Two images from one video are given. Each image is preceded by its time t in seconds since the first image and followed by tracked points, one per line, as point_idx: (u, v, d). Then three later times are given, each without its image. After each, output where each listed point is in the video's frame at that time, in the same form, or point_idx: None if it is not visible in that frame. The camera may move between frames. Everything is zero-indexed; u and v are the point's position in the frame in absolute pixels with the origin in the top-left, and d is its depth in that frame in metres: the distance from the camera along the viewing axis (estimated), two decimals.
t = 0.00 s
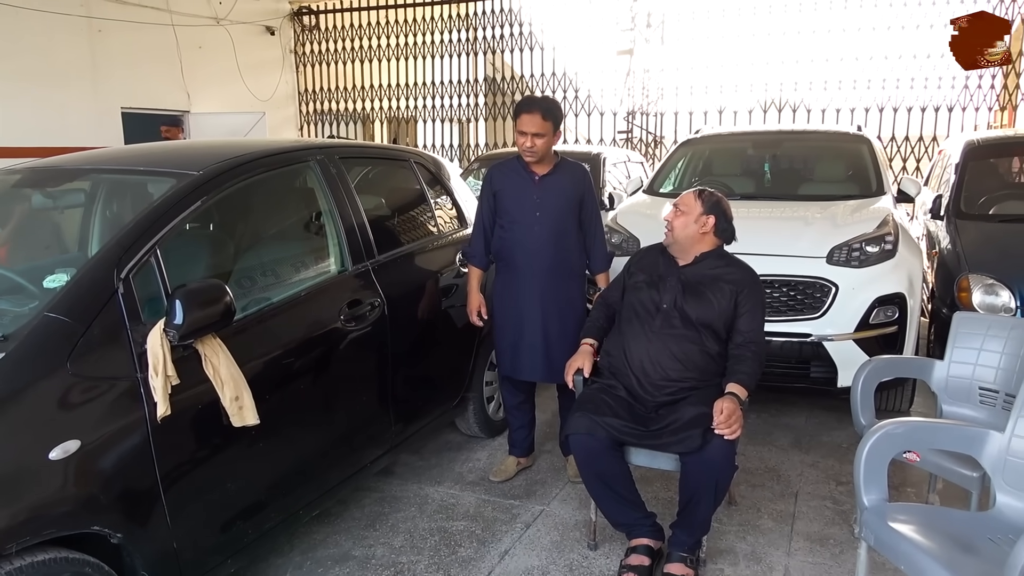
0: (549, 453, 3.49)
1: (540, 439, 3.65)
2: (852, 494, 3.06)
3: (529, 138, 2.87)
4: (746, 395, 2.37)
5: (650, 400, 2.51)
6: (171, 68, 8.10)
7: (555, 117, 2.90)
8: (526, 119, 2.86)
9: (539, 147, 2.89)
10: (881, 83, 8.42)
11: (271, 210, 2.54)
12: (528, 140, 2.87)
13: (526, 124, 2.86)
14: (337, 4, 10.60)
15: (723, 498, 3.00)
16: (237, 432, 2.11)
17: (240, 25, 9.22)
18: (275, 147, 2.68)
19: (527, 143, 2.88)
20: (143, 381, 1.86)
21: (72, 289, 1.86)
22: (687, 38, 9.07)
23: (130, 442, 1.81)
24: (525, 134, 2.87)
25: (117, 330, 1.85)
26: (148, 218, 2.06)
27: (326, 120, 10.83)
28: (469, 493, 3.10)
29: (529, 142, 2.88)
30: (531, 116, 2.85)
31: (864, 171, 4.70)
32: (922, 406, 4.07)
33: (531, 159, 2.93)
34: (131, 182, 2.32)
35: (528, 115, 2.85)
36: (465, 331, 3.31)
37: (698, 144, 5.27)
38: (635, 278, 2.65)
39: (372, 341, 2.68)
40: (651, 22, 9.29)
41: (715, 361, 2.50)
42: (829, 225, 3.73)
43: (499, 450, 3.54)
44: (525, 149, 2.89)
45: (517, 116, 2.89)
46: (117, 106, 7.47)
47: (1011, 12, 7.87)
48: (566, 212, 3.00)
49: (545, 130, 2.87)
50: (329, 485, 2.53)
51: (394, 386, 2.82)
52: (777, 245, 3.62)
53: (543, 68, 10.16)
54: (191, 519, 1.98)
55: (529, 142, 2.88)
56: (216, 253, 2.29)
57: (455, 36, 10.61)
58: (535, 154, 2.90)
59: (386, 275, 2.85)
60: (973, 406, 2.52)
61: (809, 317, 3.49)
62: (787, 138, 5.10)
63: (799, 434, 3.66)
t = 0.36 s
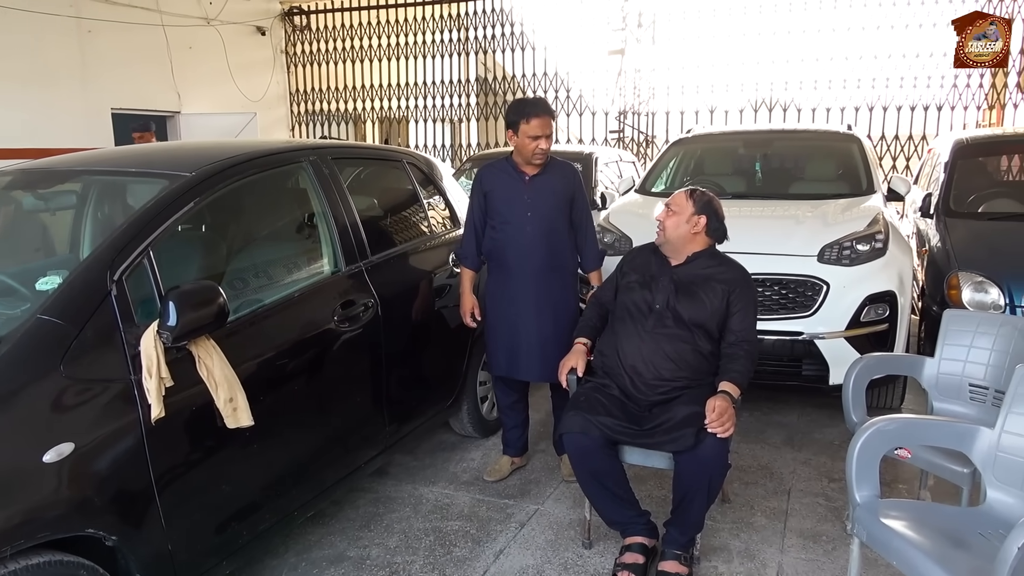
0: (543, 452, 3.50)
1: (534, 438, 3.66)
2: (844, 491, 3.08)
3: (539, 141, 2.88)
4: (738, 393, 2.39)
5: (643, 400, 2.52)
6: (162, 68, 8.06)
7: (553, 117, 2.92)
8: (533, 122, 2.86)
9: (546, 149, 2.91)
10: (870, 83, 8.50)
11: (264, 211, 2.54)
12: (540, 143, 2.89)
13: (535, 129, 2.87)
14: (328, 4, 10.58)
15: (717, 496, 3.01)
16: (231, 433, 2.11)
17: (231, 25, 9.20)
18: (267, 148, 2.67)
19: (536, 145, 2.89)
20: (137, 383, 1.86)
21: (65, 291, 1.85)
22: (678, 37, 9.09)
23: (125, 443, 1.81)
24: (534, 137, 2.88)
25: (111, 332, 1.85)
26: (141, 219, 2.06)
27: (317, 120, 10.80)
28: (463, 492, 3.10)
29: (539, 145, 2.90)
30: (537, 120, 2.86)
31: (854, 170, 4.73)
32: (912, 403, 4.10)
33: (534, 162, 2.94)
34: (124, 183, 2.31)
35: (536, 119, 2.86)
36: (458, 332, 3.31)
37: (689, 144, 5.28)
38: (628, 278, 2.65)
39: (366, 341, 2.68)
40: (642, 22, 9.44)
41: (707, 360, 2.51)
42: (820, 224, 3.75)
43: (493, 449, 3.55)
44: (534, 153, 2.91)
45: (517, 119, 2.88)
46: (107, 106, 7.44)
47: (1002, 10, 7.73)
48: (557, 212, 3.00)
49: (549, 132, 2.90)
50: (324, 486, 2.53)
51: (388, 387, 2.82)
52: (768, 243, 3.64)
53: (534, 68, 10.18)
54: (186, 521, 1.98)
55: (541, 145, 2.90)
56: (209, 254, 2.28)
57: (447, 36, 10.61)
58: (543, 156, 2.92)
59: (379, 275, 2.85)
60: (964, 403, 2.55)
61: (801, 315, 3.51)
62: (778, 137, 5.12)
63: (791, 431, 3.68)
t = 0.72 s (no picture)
0: (539, 450, 3.50)
1: (529, 436, 3.66)
2: (840, 486, 3.10)
3: (531, 140, 2.88)
4: (734, 389, 2.39)
5: (640, 397, 2.52)
6: (153, 69, 8.03)
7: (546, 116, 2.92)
8: (524, 122, 2.86)
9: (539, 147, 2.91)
10: (863, 79, 8.54)
11: (257, 211, 2.53)
12: (532, 142, 2.89)
13: (526, 127, 2.87)
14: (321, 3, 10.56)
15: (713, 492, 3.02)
16: (227, 434, 2.11)
17: (223, 24, 9.17)
18: (261, 147, 2.67)
19: (528, 144, 2.89)
20: (131, 384, 1.85)
21: (59, 292, 1.84)
22: (671, 35, 9.10)
23: (120, 445, 1.80)
24: (527, 136, 2.88)
25: (105, 334, 1.84)
26: (135, 219, 2.05)
27: (311, 120, 10.77)
28: (460, 491, 3.10)
29: (532, 143, 2.89)
30: (530, 118, 2.86)
31: (847, 166, 4.75)
32: (907, 399, 4.11)
33: (526, 160, 2.94)
34: (117, 183, 2.30)
35: (529, 118, 2.86)
36: (453, 330, 3.30)
37: (682, 142, 5.29)
38: (621, 276, 2.65)
39: (361, 340, 2.67)
40: (635, 20, 9.38)
41: (703, 357, 2.52)
42: (814, 220, 3.76)
43: (489, 448, 3.55)
44: (527, 151, 2.90)
45: (512, 117, 2.87)
46: (99, 106, 7.41)
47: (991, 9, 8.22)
48: (550, 210, 3.01)
49: (542, 130, 2.90)
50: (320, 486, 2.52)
51: (384, 387, 2.82)
52: (762, 240, 3.65)
53: (528, 66, 10.18)
54: (182, 522, 1.97)
55: (533, 144, 2.89)
56: (203, 255, 2.27)
57: (439, 35, 10.59)
58: (535, 154, 2.92)
59: (374, 274, 2.84)
60: (958, 398, 2.56)
61: (795, 312, 3.52)
62: (772, 135, 5.13)
63: (786, 428, 3.69)
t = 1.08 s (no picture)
0: (534, 450, 3.50)
1: (525, 436, 3.66)
2: (835, 484, 3.10)
3: (524, 139, 2.88)
4: (729, 389, 2.39)
5: (636, 398, 2.52)
6: (145, 69, 7.99)
7: (539, 115, 2.90)
8: (517, 122, 2.85)
9: (532, 146, 2.91)
10: (856, 78, 8.65)
11: (251, 211, 2.52)
12: (525, 142, 2.88)
13: (518, 127, 2.86)
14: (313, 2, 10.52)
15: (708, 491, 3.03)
16: (222, 436, 2.10)
17: (215, 24, 9.13)
18: (254, 148, 2.65)
19: (521, 144, 2.89)
20: (125, 386, 1.84)
21: (51, 294, 1.83)
22: (664, 34, 9.11)
23: (114, 447, 1.80)
24: (519, 136, 2.87)
25: (98, 335, 1.83)
26: (128, 220, 2.04)
27: (304, 120, 10.73)
28: (456, 491, 3.10)
29: (525, 143, 2.89)
30: (522, 118, 2.85)
31: (841, 165, 4.75)
32: (901, 397, 4.12)
33: (519, 159, 2.93)
34: (110, 184, 2.29)
35: (520, 117, 2.85)
36: (448, 330, 3.29)
37: (676, 140, 5.29)
38: (614, 279, 2.65)
39: (356, 341, 2.66)
40: (628, 19, 9.42)
41: (697, 357, 2.53)
42: (808, 219, 3.76)
43: (484, 448, 3.55)
44: (519, 151, 2.90)
45: (506, 117, 2.86)
46: (91, 107, 7.36)
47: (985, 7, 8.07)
48: (545, 209, 3.01)
49: (535, 130, 2.89)
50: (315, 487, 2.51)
51: (379, 387, 2.81)
52: (756, 239, 3.65)
53: (521, 66, 10.16)
54: (177, 524, 1.97)
55: (526, 143, 2.89)
56: (196, 256, 2.26)
57: (433, 34, 10.56)
58: (528, 153, 2.91)
59: (369, 275, 2.83)
60: (952, 396, 2.57)
61: (790, 310, 3.53)
62: (765, 133, 5.14)
63: (781, 426, 3.70)
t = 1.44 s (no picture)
0: (529, 449, 3.49)
1: (520, 436, 3.65)
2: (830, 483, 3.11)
3: (517, 137, 2.87)
4: (724, 389, 2.39)
5: (630, 399, 2.52)
6: (137, 68, 7.95)
7: (532, 113, 2.90)
8: (511, 119, 2.85)
9: (525, 144, 2.89)
10: (849, 78, 8.64)
11: (244, 211, 2.51)
12: (519, 139, 2.87)
13: (512, 125, 2.86)
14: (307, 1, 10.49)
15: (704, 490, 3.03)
16: (216, 438, 2.09)
17: (208, 23, 9.09)
18: (247, 147, 2.64)
19: (515, 142, 2.87)
20: (118, 388, 1.83)
21: (43, 295, 1.82)
22: (658, 33, 9.10)
23: (107, 448, 1.78)
24: (512, 133, 2.87)
25: (90, 336, 1.82)
26: (120, 221, 2.03)
27: (298, 119, 10.69)
28: (451, 491, 3.09)
29: (518, 141, 2.88)
30: (515, 116, 2.84)
31: (835, 164, 4.76)
32: (895, 396, 4.12)
33: (515, 158, 2.92)
34: (102, 184, 2.27)
35: (512, 116, 2.84)
36: (443, 330, 3.29)
37: (671, 139, 5.29)
38: (606, 282, 2.65)
39: (350, 341, 2.65)
40: (623, 18, 9.27)
41: (692, 358, 2.53)
42: (802, 218, 3.77)
43: (480, 448, 3.54)
44: (513, 149, 2.89)
45: (500, 116, 2.86)
46: (82, 106, 7.30)
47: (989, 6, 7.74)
48: (541, 208, 3.00)
49: (528, 127, 2.88)
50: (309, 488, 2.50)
51: (374, 387, 2.80)
52: (751, 238, 3.66)
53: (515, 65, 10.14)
54: (170, 526, 1.96)
55: (520, 141, 2.88)
56: (189, 256, 2.25)
57: (426, 33, 10.53)
58: (523, 151, 2.90)
59: (364, 275, 2.82)
60: (946, 394, 2.57)
61: (784, 309, 3.53)
62: (760, 132, 5.15)
63: (776, 425, 3.70)
